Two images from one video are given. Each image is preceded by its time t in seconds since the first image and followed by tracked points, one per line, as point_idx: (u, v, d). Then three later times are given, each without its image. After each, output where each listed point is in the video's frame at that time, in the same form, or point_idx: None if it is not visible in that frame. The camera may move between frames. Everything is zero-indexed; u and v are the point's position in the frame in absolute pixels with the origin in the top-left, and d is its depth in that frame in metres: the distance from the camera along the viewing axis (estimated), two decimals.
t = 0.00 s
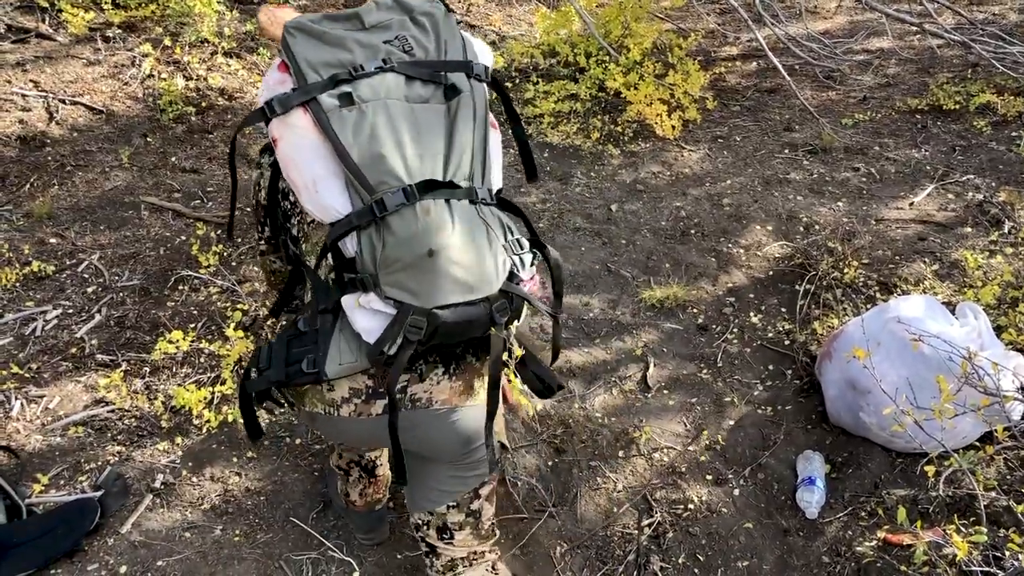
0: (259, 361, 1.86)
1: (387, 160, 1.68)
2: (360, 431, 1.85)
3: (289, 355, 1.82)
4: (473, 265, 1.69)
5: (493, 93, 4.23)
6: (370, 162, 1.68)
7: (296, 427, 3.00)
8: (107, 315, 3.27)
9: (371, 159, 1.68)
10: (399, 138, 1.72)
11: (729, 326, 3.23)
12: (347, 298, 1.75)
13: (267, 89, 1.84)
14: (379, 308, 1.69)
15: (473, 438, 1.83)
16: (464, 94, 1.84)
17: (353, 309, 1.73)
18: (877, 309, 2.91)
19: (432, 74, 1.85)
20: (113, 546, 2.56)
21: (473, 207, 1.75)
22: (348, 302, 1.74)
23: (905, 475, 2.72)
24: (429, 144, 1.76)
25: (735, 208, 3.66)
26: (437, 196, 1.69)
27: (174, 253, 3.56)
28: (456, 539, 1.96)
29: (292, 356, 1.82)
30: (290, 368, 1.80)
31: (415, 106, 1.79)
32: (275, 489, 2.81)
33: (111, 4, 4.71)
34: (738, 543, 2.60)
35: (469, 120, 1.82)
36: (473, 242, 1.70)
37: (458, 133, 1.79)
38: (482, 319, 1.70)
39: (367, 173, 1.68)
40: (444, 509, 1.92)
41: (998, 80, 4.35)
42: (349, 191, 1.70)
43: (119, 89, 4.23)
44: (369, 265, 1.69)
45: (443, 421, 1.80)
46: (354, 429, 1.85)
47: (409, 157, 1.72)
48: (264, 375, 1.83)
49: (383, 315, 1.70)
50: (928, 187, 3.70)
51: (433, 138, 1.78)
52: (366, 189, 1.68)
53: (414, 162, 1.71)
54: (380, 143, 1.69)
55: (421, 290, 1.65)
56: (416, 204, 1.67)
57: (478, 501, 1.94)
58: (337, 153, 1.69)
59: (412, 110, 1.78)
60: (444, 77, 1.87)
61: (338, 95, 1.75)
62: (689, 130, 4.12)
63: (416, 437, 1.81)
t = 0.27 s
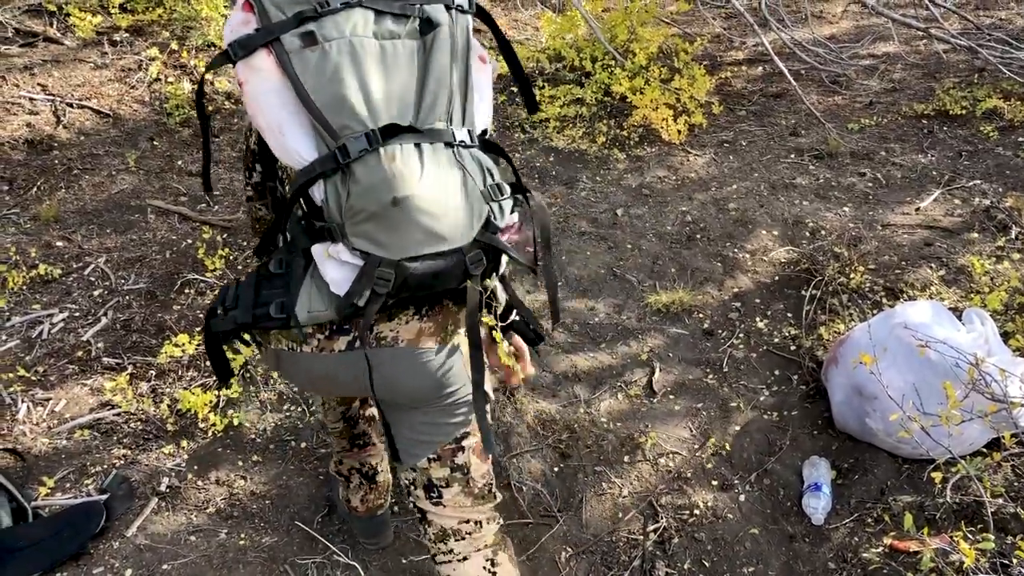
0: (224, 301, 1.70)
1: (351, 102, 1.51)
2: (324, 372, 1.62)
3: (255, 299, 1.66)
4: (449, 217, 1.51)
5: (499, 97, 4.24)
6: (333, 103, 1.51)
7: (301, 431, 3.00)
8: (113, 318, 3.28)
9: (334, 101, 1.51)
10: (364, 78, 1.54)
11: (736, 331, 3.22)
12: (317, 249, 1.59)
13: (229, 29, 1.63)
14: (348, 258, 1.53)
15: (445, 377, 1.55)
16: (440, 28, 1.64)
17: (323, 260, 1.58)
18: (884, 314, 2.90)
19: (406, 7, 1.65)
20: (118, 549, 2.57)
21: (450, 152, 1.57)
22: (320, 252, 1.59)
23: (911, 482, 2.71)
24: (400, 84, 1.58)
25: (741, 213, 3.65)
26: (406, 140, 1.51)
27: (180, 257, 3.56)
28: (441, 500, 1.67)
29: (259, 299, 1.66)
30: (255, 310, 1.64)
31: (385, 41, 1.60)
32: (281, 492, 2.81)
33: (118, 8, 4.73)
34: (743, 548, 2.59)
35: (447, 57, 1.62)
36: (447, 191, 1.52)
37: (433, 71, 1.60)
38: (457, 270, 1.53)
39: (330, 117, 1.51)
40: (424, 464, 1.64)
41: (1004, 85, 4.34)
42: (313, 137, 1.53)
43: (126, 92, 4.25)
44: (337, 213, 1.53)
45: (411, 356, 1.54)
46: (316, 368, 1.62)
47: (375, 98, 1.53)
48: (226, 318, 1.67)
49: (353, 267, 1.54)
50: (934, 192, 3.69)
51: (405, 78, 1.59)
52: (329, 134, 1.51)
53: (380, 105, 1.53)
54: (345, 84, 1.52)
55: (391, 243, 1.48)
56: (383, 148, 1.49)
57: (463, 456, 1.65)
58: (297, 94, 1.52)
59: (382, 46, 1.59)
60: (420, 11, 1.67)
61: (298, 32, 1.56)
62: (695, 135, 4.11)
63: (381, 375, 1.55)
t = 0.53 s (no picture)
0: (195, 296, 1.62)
1: (311, 75, 1.46)
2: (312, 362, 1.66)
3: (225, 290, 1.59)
4: (414, 198, 1.48)
5: (507, 105, 4.25)
6: (292, 75, 1.47)
7: (308, 438, 3.00)
8: (121, 325, 3.29)
9: (292, 72, 1.47)
10: (326, 45, 1.48)
11: (744, 340, 3.21)
12: (281, 230, 1.56)
13: None
14: (312, 245, 1.52)
15: (435, 372, 1.67)
16: None
17: (286, 244, 1.55)
18: (893, 323, 2.89)
19: None
20: (127, 556, 2.58)
21: (415, 125, 1.53)
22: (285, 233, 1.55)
23: (921, 491, 2.70)
24: (363, 49, 1.53)
25: (749, 220, 3.65)
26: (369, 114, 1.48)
27: (189, 264, 3.57)
28: (415, 478, 1.90)
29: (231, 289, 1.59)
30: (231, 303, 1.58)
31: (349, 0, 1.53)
32: (288, 499, 2.81)
33: (128, 16, 4.75)
34: (751, 557, 2.59)
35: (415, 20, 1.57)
36: (413, 169, 1.48)
37: (400, 37, 1.56)
38: (424, 258, 1.53)
39: (289, 90, 1.47)
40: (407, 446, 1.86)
41: (1013, 92, 4.33)
42: (275, 111, 1.50)
43: (134, 99, 4.27)
44: (297, 193, 1.50)
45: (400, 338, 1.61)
46: (300, 358, 1.65)
47: (336, 67, 1.48)
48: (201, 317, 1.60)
49: (317, 252, 1.52)
50: (942, 200, 3.68)
51: (369, 41, 1.54)
52: (288, 109, 1.47)
53: (342, 76, 1.48)
54: (302, 53, 1.47)
55: (350, 227, 1.47)
56: (340, 126, 1.45)
57: (443, 446, 1.87)
58: (254, 65, 1.48)
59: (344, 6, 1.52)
60: None
61: None
62: (702, 143, 4.10)
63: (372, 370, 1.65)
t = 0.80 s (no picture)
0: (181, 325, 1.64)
1: (283, 126, 1.44)
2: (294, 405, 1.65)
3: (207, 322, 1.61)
4: (390, 260, 1.42)
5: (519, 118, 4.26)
6: (266, 127, 1.44)
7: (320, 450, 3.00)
8: (135, 337, 3.31)
9: (265, 124, 1.44)
10: (303, 91, 1.44)
11: (756, 354, 3.21)
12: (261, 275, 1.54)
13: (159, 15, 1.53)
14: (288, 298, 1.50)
15: (413, 415, 1.60)
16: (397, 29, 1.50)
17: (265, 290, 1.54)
18: (906, 337, 2.88)
19: None
20: (140, 568, 2.59)
21: (399, 180, 1.46)
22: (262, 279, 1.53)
23: (934, 507, 2.69)
24: (344, 97, 1.48)
25: (761, 234, 3.64)
26: (351, 173, 1.43)
27: (202, 276, 3.59)
28: (402, 534, 1.78)
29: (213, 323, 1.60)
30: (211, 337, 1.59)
31: (334, 46, 1.48)
32: (300, 512, 2.81)
33: (143, 29, 4.79)
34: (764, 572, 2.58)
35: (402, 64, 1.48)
36: (395, 233, 1.43)
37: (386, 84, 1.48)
38: (406, 324, 1.49)
39: (264, 142, 1.45)
40: (392, 496, 1.74)
41: None
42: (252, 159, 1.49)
43: (150, 113, 4.31)
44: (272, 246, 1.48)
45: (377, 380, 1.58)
46: (278, 403, 1.65)
47: (313, 118, 1.44)
48: (189, 341, 1.65)
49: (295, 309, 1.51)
50: (955, 214, 3.67)
51: (355, 89, 1.48)
52: (264, 160, 1.46)
53: (320, 129, 1.44)
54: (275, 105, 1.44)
55: (328, 291, 1.44)
56: (314, 186, 1.41)
57: (431, 491, 1.75)
58: (230, 113, 1.46)
59: (328, 48, 1.48)
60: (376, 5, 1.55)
61: (231, 29, 1.48)
62: (714, 156, 4.11)
63: (349, 400, 1.59)
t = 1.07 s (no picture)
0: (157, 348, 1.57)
1: (226, 161, 1.26)
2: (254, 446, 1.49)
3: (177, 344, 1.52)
4: (323, 312, 1.23)
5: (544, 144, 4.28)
6: (206, 154, 1.28)
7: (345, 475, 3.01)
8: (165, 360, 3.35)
9: (206, 152, 1.28)
10: (245, 123, 1.25)
11: (782, 382, 3.20)
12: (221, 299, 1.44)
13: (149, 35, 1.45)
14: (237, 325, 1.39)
15: (377, 453, 1.43)
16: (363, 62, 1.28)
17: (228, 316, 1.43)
18: (934, 368, 2.87)
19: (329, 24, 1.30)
20: None
21: (344, 225, 1.25)
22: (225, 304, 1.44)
23: (964, 539, 2.67)
24: (293, 130, 1.26)
25: (787, 262, 3.65)
26: (285, 212, 1.23)
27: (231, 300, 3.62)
28: None
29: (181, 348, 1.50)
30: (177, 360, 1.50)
31: (289, 79, 1.28)
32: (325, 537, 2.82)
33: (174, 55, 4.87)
34: None
35: (361, 100, 1.26)
36: (329, 279, 1.22)
37: (340, 118, 1.26)
38: (331, 372, 1.30)
39: (205, 169, 1.29)
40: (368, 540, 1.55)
41: None
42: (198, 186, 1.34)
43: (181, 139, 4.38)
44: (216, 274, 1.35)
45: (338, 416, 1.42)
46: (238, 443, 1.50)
47: (253, 155, 1.24)
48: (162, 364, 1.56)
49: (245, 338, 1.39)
50: (983, 244, 3.65)
51: (306, 129, 1.26)
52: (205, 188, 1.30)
53: (255, 167, 1.24)
54: (216, 133, 1.27)
55: (255, 330, 1.27)
56: (243, 220, 1.23)
57: (408, 539, 1.55)
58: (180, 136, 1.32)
59: (282, 83, 1.27)
60: (348, 30, 1.30)
61: (197, 57, 1.31)
62: (739, 184, 4.12)
63: (304, 430, 1.42)
